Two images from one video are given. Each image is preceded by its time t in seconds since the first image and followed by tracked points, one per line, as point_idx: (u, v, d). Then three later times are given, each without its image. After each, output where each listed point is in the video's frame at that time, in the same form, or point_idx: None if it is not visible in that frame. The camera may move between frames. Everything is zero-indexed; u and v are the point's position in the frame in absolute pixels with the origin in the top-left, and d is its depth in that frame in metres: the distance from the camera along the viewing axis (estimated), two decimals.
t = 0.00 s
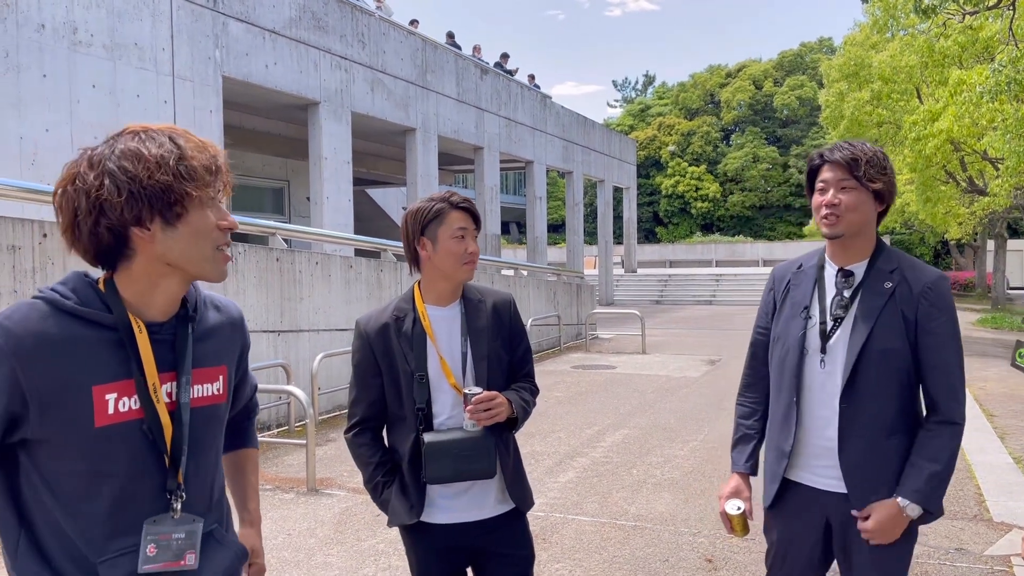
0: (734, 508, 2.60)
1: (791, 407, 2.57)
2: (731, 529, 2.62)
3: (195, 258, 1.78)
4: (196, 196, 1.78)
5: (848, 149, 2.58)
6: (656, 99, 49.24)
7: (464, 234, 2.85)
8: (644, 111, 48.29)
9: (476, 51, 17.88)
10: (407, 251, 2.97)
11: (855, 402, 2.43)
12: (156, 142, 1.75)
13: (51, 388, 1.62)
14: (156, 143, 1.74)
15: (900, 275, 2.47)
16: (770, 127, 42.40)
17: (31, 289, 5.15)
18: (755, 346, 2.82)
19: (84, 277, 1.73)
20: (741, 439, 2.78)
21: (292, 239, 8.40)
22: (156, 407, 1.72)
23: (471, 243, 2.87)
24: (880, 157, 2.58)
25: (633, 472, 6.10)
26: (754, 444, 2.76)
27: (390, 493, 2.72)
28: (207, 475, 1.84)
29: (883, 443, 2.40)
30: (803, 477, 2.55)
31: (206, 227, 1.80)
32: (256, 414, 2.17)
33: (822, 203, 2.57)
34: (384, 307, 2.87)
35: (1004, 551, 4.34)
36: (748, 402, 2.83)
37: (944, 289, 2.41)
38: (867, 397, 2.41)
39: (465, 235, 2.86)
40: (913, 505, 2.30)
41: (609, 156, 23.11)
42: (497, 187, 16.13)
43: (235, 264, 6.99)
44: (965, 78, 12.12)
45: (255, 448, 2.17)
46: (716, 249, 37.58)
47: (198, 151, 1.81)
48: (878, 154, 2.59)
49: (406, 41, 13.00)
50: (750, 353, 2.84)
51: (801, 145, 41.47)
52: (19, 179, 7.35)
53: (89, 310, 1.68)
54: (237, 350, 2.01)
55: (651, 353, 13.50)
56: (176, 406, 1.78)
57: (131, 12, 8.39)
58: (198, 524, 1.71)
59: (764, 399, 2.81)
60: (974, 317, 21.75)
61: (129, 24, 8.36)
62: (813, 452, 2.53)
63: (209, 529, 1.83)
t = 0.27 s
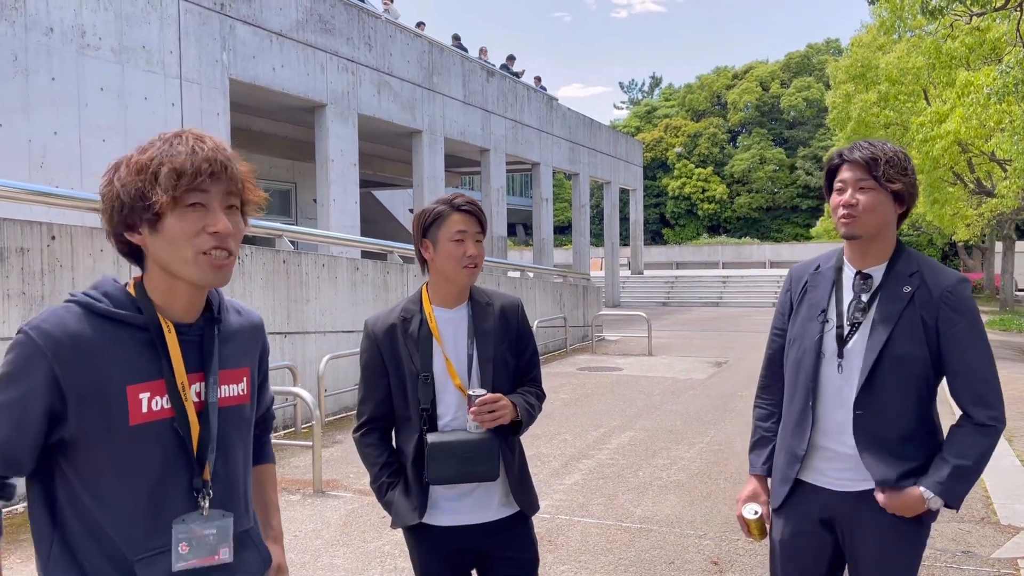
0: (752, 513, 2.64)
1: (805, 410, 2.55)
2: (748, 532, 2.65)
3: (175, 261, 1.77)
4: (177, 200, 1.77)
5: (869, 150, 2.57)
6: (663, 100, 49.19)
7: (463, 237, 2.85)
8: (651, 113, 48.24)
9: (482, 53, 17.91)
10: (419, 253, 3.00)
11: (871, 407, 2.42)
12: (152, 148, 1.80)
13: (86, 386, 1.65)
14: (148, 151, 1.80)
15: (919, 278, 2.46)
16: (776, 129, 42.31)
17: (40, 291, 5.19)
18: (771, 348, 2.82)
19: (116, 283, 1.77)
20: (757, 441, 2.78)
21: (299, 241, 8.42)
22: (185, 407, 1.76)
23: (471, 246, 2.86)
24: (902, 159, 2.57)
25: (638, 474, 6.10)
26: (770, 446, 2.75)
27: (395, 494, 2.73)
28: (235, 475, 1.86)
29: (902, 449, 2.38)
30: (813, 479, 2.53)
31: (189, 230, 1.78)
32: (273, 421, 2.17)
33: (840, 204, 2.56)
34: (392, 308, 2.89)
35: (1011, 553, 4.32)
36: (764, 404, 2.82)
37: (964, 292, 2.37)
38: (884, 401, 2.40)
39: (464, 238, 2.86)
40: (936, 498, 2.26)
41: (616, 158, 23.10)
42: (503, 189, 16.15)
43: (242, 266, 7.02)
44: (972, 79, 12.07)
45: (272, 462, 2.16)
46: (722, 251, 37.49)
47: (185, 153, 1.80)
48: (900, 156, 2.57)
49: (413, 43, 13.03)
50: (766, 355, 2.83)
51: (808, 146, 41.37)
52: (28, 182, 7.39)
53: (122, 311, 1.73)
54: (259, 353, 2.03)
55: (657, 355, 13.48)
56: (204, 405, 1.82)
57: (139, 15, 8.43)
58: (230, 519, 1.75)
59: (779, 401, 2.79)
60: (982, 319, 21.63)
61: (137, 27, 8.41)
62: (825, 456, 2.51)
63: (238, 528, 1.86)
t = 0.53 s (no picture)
0: (754, 514, 2.63)
1: (808, 414, 2.54)
2: (750, 535, 2.63)
3: (180, 267, 1.82)
4: (178, 208, 1.84)
5: (875, 152, 2.57)
6: (670, 102, 49.12)
7: (457, 238, 2.87)
8: (658, 115, 48.22)
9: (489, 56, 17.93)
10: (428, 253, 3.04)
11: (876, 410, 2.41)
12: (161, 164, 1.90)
13: (108, 388, 1.68)
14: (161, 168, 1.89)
15: (924, 281, 2.45)
16: (784, 130, 42.20)
17: (49, 294, 5.23)
18: (771, 349, 2.81)
19: (146, 292, 1.82)
20: (757, 443, 2.78)
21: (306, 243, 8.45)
22: (204, 412, 1.78)
23: (467, 246, 2.87)
24: (908, 161, 2.57)
25: (645, 476, 6.09)
26: (770, 448, 2.75)
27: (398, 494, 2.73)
28: (255, 485, 1.87)
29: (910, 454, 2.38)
30: (814, 482, 2.53)
31: (190, 236, 1.83)
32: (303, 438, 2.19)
33: (846, 206, 2.56)
34: (400, 310, 2.91)
35: (1020, 557, 4.30)
36: (763, 406, 2.81)
37: (969, 293, 2.38)
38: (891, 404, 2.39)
39: (458, 239, 2.87)
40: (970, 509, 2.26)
41: (623, 160, 23.09)
42: (510, 191, 16.16)
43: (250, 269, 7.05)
44: (980, 81, 12.00)
45: (301, 479, 2.17)
46: (729, 253, 37.41)
47: (188, 163, 1.86)
48: (904, 159, 2.57)
49: (420, 46, 13.06)
50: (765, 356, 2.82)
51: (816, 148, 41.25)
52: (37, 186, 7.44)
53: (148, 317, 1.77)
54: (287, 364, 2.05)
55: (664, 358, 13.45)
56: (224, 413, 1.84)
57: (148, 19, 8.49)
58: (242, 524, 1.79)
59: (777, 402, 2.79)
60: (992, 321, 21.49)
61: (145, 32, 8.46)
62: (826, 459, 2.51)
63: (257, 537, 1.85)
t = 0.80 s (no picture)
0: (744, 528, 2.57)
1: (805, 423, 2.50)
2: (740, 548, 2.57)
3: (196, 269, 1.85)
4: (195, 210, 1.86)
5: (856, 157, 2.59)
6: (677, 105, 49.10)
7: (464, 242, 2.89)
8: (665, 118, 48.24)
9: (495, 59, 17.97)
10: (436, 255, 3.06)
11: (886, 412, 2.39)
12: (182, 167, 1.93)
13: (120, 389, 1.71)
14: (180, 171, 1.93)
15: (915, 280, 2.46)
16: (791, 133, 42.09)
17: (58, 298, 5.26)
18: (757, 359, 2.75)
19: (163, 295, 1.85)
20: (745, 455, 2.71)
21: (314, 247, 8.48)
22: (214, 416, 1.79)
23: (473, 249, 2.89)
24: (888, 163, 2.61)
25: (653, 479, 6.08)
26: (759, 460, 2.68)
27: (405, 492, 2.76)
28: (266, 491, 1.87)
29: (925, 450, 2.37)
30: (810, 490, 2.49)
31: (206, 238, 1.86)
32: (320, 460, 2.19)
33: (834, 215, 2.57)
34: (409, 314, 2.92)
35: None
36: (751, 417, 2.75)
37: (958, 291, 2.41)
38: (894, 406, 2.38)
39: (465, 243, 2.90)
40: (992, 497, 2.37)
41: (629, 163, 23.07)
42: (517, 195, 16.17)
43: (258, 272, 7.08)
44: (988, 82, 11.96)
45: (319, 503, 2.18)
46: (737, 255, 37.32)
47: (207, 167, 1.89)
48: (886, 163, 2.60)
49: (426, 49, 13.10)
50: (753, 366, 2.76)
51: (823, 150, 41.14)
52: (47, 190, 7.48)
53: (164, 320, 1.79)
54: (305, 373, 2.06)
55: (672, 361, 13.43)
56: (236, 417, 1.85)
57: (156, 24, 8.54)
58: (247, 530, 1.77)
59: (766, 413, 2.73)
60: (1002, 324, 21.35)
61: (153, 36, 8.51)
62: (823, 467, 2.48)
63: (265, 544, 1.85)
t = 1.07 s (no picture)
0: (726, 539, 2.50)
1: (779, 426, 2.51)
2: (720, 561, 2.50)
3: (213, 268, 1.87)
4: (215, 210, 1.89)
5: (814, 157, 2.66)
6: (683, 107, 49.06)
7: (472, 245, 2.91)
8: (671, 120, 48.23)
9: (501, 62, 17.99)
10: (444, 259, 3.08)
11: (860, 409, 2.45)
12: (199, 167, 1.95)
13: (136, 389, 1.73)
14: (198, 170, 1.95)
15: (881, 278, 2.54)
16: (798, 134, 41.99)
17: (68, 300, 5.31)
18: (726, 365, 2.74)
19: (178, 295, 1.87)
20: (719, 464, 2.67)
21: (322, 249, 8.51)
22: (229, 415, 1.81)
23: (482, 252, 2.90)
24: (844, 164, 2.68)
25: (661, 482, 6.08)
26: (733, 469, 2.65)
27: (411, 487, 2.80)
28: (281, 491, 1.89)
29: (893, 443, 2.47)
30: (787, 495, 2.49)
31: (225, 238, 1.88)
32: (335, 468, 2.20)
33: (797, 214, 2.61)
34: (416, 316, 2.95)
35: None
36: (723, 424, 2.73)
37: (923, 288, 2.51)
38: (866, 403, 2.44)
39: (473, 246, 2.91)
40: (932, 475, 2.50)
41: (636, 165, 23.07)
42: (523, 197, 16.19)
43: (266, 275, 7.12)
44: (997, 83, 11.92)
45: (333, 512, 2.20)
46: (744, 257, 37.22)
47: (226, 167, 1.91)
48: (841, 163, 2.67)
49: (433, 52, 13.15)
50: (722, 372, 2.75)
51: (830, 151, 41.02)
52: (56, 193, 7.53)
53: (179, 319, 1.82)
54: (319, 373, 2.07)
55: (679, 363, 13.41)
56: (250, 417, 1.87)
57: (164, 28, 8.60)
58: (265, 530, 1.76)
59: (736, 420, 2.72)
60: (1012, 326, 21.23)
61: (162, 40, 8.58)
62: (799, 470, 2.49)
63: (280, 544, 1.87)
